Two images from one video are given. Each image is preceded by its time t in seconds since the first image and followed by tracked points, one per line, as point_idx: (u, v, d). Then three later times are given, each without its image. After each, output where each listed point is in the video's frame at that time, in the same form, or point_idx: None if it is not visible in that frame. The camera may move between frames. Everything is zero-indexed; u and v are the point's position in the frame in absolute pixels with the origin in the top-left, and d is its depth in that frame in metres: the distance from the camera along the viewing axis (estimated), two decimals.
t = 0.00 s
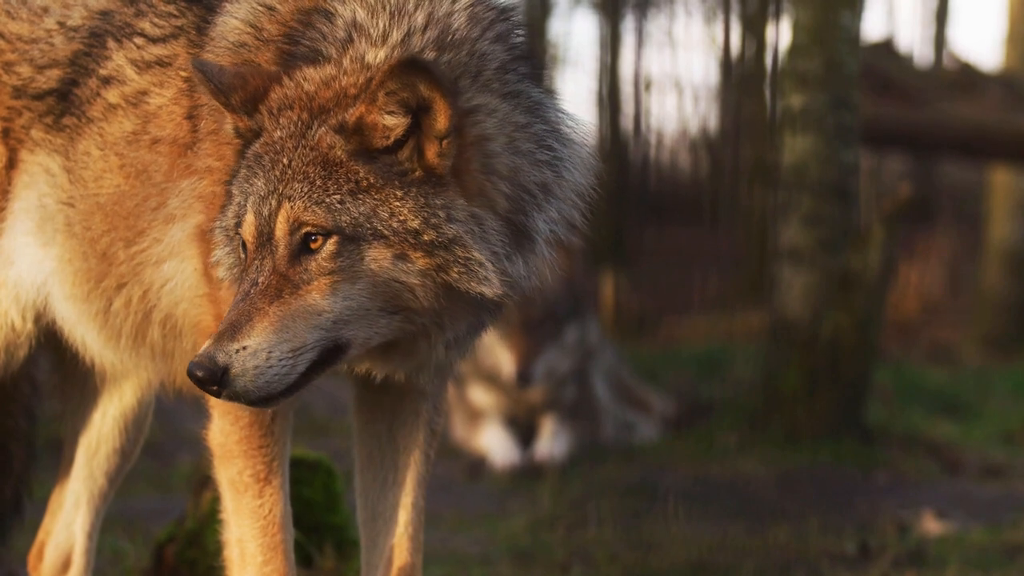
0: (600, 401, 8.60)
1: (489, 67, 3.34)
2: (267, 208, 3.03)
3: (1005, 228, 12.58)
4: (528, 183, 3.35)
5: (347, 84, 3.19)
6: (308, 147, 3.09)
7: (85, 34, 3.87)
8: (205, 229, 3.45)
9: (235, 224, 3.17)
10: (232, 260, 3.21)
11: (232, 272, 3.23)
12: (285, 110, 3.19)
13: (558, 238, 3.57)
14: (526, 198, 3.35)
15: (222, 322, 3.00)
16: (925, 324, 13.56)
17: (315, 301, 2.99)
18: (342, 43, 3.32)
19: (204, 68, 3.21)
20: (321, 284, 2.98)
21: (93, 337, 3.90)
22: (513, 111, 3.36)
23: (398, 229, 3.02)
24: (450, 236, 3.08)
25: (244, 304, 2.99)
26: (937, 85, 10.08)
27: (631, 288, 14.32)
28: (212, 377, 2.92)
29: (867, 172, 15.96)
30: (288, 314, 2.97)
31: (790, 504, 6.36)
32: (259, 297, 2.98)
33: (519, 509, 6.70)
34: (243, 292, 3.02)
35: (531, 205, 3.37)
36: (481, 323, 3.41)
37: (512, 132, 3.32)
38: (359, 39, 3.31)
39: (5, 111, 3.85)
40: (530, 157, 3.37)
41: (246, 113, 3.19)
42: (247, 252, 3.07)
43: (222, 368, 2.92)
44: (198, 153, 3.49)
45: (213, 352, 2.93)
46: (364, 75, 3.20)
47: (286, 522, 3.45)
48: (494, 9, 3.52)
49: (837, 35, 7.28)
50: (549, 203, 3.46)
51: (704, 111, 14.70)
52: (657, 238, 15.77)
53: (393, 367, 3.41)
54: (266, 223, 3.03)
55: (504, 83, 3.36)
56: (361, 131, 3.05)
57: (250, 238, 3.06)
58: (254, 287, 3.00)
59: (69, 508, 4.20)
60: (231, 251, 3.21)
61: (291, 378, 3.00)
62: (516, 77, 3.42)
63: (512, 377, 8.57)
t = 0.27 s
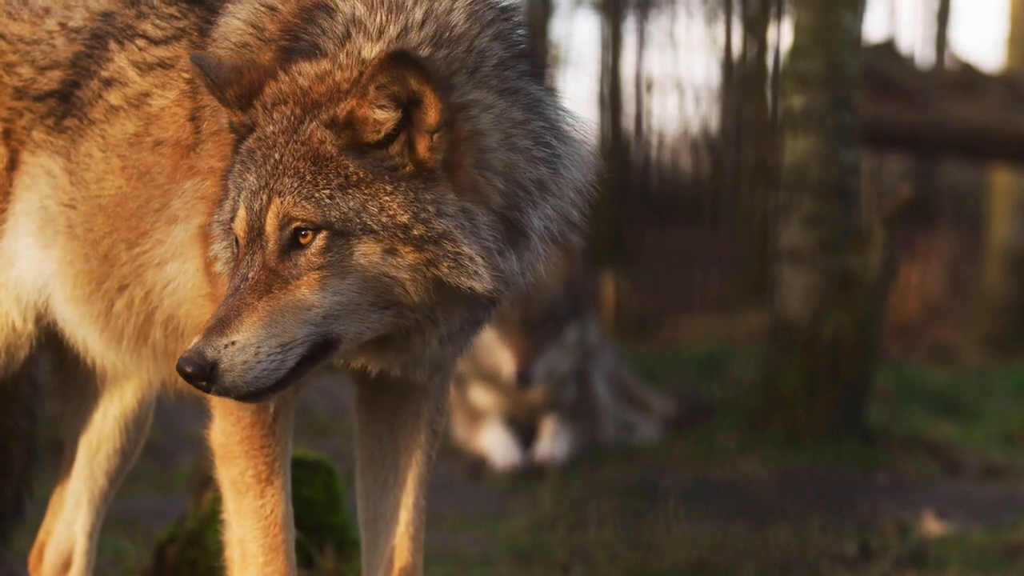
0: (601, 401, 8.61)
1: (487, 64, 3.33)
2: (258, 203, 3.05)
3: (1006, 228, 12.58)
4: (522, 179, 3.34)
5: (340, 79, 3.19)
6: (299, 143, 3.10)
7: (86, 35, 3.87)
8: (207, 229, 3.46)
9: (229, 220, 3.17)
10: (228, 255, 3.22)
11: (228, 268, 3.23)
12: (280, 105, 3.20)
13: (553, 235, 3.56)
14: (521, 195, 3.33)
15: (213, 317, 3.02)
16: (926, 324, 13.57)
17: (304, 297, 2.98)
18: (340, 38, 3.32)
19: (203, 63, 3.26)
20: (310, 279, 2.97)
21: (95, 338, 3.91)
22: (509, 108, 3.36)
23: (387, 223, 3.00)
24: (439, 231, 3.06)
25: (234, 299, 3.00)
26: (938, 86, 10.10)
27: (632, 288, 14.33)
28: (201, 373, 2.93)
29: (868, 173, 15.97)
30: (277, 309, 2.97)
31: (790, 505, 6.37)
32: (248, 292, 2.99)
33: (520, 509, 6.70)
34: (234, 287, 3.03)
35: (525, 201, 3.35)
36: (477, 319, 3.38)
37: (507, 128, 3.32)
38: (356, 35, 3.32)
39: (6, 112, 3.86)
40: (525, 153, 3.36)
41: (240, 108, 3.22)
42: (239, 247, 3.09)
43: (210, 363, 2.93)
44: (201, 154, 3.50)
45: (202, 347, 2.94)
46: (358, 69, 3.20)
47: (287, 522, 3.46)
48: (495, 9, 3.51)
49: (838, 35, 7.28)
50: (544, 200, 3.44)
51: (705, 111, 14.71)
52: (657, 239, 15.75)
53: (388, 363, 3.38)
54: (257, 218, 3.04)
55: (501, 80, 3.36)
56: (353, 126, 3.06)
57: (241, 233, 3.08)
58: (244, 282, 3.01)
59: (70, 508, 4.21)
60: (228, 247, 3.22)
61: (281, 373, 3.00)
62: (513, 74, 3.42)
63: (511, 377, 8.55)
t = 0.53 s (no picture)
0: (601, 400, 8.61)
1: (482, 57, 3.33)
2: (245, 195, 3.05)
3: (1006, 226, 12.58)
4: (515, 172, 3.31)
5: (331, 70, 3.18)
6: (287, 134, 3.09)
7: (86, 35, 3.87)
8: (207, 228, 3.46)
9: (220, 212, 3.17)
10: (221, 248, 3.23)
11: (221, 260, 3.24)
12: (270, 96, 3.19)
13: (545, 230, 3.52)
14: (512, 188, 3.30)
15: (200, 309, 3.02)
16: (926, 323, 13.57)
17: (290, 288, 2.97)
18: (336, 28, 3.32)
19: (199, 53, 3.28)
20: (296, 270, 2.97)
21: (96, 338, 3.91)
22: (503, 101, 3.34)
23: (372, 213, 2.99)
24: (426, 221, 3.04)
25: (221, 291, 3.00)
26: (938, 85, 10.12)
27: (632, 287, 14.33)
28: (188, 365, 2.94)
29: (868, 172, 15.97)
30: (263, 301, 2.97)
31: (790, 504, 6.37)
32: (235, 283, 3.00)
33: (520, 508, 6.70)
34: (221, 278, 3.04)
35: (517, 194, 3.32)
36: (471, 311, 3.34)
37: (499, 121, 3.30)
38: (352, 26, 3.31)
39: (6, 112, 3.86)
40: (519, 146, 3.34)
41: (232, 98, 3.22)
42: (228, 239, 3.09)
43: (197, 356, 2.94)
44: (203, 154, 3.49)
45: (188, 339, 2.95)
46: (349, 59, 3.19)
47: (288, 521, 3.46)
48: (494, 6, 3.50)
49: (838, 34, 7.28)
50: (535, 194, 3.40)
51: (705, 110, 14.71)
52: (657, 236, 15.76)
53: (383, 353, 3.35)
54: (244, 209, 3.04)
55: (496, 74, 3.35)
56: (339, 117, 3.04)
57: (230, 225, 3.08)
58: (231, 274, 3.02)
59: (69, 507, 4.21)
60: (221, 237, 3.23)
61: (268, 365, 2.99)
62: (508, 68, 3.40)
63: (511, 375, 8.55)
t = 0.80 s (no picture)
0: (602, 398, 8.62)
1: (478, 49, 3.30)
2: (233, 186, 3.06)
3: (1005, 225, 12.57)
4: (509, 164, 3.28)
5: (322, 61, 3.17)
6: (275, 125, 3.09)
7: (87, 34, 3.86)
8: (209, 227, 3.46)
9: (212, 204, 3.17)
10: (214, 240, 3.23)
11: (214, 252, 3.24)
12: (263, 88, 3.19)
13: (538, 222, 3.48)
14: (506, 179, 3.27)
15: (190, 300, 3.04)
16: (926, 321, 13.57)
17: (278, 280, 2.97)
18: (332, 19, 3.32)
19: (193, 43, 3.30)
20: (284, 262, 2.97)
21: (98, 337, 3.92)
22: (497, 92, 3.31)
23: (359, 204, 2.98)
24: (413, 211, 3.02)
25: (211, 283, 3.02)
26: (938, 83, 10.24)
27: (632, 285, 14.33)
28: (177, 357, 2.97)
29: (868, 170, 15.96)
30: (251, 293, 2.97)
31: (791, 503, 6.37)
32: (224, 275, 3.01)
33: (520, 506, 6.70)
34: (211, 270, 3.05)
35: (510, 185, 3.29)
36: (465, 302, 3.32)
37: (493, 112, 3.27)
38: (350, 17, 3.31)
39: (7, 110, 3.87)
40: (513, 138, 3.31)
41: (225, 90, 3.22)
42: (218, 231, 3.10)
43: (186, 348, 2.96)
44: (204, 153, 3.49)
45: (178, 332, 2.98)
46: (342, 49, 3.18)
47: (288, 519, 3.45)
48: None
49: (838, 32, 7.27)
50: (529, 185, 3.37)
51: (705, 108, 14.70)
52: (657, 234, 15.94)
53: (377, 346, 3.33)
54: (232, 200, 3.05)
55: (492, 66, 3.33)
56: (327, 108, 3.04)
57: (219, 216, 3.09)
58: (220, 266, 3.03)
59: (69, 505, 4.21)
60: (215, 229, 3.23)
61: (257, 357, 3.00)
62: (504, 60, 3.38)
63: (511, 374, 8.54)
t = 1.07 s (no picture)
0: (602, 399, 8.58)
1: (471, 41, 3.29)
2: (220, 178, 3.05)
3: (1006, 225, 12.57)
4: (499, 156, 3.24)
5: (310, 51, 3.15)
6: (262, 117, 3.06)
7: (88, 36, 3.86)
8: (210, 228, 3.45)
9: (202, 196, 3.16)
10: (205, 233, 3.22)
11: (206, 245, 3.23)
12: (253, 80, 3.18)
13: (528, 215, 3.44)
14: (496, 171, 3.23)
15: (178, 294, 3.03)
16: (927, 322, 13.57)
17: (262, 272, 2.94)
18: (328, 10, 3.32)
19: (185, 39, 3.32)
20: (268, 254, 2.94)
21: (99, 339, 3.92)
22: (489, 84, 3.29)
23: (342, 194, 2.95)
24: (396, 201, 2.98)
25: (197, 276, 3.01)
26: (937, 83, 10.17)
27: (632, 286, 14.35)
28: (162, 351, 2.98)
29: (868, 171, 15.96)
30: (236, 285, 2.95)
31: (791, 504, 6.37)
32: (210, 268, 2.99)
33: (521, 507, 6.71)
34: (198, 264, 3.04)
35: (500, 178, 3.25)
36: (454, 294, 3.28)
37: (484, 104, 3.24)
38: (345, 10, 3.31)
39: (7, 111, 3.86)
40: (505, 130, 3.28)
41: (217, 83, 3.23)
42: (207, 223, 3.09)
43: (171, 342, 2.96)
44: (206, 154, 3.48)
45: (163, 326, 2.98)
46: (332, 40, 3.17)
47: (289, 520, 3.45)
48: None
49: (838, 33, 7.27)
50: (519, 177, 3.33)
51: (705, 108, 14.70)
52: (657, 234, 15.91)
53: (370, 338, 3.30)
54: (219, 193, 3.03)
55: (486, 59, 3.31)
56: (312, 97, 3.01)
57: (207, 209, 3.08)
58: (207, 259, 3.02)
59: (69, 507, 4.21)
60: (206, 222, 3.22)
61: (244, 350, 2.98)
62: (498, 52, 3.36)
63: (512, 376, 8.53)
